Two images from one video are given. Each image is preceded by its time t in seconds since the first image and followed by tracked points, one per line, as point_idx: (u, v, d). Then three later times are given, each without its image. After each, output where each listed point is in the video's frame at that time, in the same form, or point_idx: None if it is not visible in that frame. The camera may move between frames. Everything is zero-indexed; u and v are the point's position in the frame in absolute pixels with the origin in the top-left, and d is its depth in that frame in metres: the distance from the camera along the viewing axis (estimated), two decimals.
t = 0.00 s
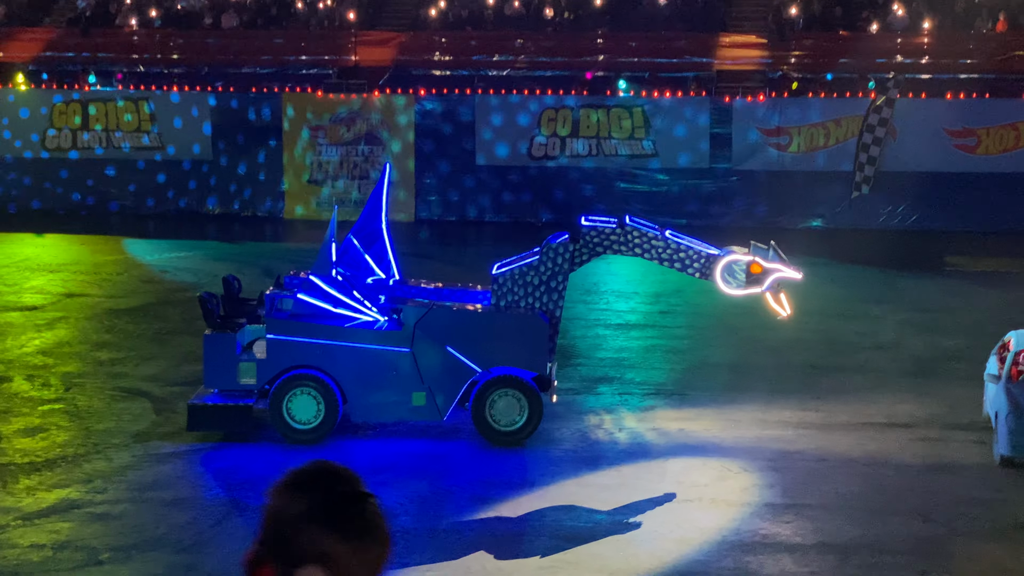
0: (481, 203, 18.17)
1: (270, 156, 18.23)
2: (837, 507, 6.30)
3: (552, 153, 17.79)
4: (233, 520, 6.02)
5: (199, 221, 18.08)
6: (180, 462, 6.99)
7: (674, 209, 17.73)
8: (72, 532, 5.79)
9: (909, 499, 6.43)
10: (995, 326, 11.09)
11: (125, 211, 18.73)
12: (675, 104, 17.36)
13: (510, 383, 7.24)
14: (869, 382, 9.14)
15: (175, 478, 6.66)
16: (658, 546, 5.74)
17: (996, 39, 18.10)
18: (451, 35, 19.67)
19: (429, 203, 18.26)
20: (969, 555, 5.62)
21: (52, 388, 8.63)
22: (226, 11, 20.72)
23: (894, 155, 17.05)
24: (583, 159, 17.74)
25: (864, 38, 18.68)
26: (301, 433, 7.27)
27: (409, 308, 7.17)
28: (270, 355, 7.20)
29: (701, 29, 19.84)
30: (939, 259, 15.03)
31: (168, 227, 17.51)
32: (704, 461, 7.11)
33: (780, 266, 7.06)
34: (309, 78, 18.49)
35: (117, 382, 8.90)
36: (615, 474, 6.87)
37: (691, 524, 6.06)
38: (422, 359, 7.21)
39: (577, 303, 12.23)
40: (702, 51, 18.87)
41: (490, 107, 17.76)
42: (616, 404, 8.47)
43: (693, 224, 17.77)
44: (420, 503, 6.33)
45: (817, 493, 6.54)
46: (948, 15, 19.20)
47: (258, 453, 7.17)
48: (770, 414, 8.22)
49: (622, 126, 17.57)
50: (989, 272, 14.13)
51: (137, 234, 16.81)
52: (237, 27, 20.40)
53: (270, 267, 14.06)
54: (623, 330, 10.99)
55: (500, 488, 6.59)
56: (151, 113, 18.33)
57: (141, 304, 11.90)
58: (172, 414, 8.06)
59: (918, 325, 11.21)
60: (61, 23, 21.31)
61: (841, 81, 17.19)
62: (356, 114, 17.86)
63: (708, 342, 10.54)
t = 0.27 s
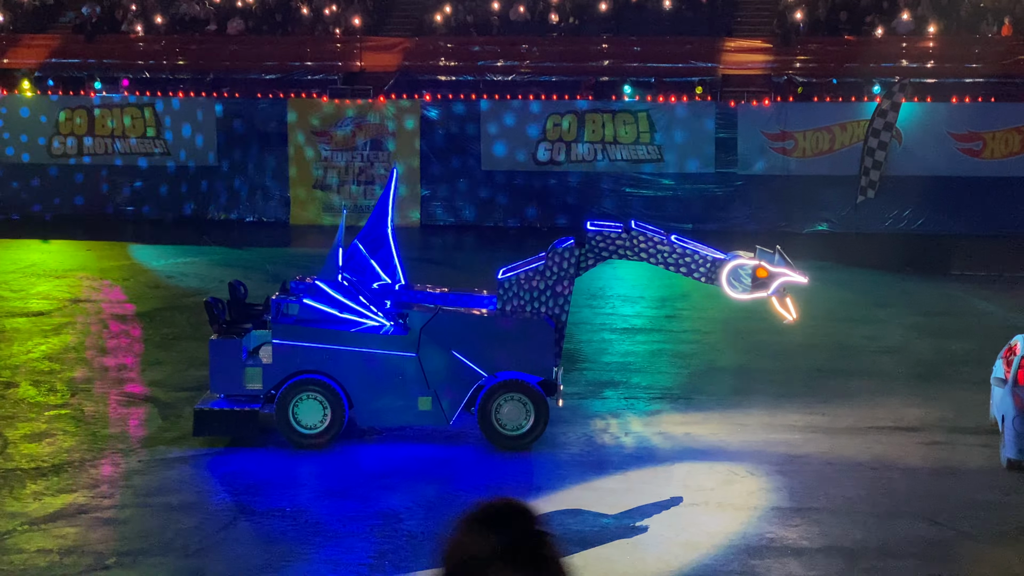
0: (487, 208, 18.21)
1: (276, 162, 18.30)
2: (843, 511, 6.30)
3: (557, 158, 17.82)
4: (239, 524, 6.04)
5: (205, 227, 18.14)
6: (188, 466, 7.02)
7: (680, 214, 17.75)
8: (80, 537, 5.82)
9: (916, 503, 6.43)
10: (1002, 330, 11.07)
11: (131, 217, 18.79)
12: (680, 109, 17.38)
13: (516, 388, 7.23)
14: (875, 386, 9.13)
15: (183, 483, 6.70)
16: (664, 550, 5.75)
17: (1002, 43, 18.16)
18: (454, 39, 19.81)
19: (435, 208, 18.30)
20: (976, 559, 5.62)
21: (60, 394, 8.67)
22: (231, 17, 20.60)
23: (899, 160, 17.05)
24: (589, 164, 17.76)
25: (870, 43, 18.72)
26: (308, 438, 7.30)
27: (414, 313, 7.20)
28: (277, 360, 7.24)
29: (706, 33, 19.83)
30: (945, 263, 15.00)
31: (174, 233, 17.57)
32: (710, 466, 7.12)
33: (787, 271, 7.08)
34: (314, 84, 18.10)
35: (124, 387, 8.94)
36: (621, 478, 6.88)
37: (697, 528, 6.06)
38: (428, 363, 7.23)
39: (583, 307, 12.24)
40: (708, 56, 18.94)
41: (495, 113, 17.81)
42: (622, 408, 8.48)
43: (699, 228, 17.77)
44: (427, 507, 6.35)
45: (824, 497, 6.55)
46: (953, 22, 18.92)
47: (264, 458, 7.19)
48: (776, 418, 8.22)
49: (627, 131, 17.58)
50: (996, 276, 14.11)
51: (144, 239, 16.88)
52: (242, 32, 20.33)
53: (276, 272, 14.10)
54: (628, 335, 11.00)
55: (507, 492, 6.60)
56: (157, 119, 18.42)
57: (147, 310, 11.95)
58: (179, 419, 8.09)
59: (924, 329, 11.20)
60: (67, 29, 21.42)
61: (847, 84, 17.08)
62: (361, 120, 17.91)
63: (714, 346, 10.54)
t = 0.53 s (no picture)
0: (490, 213, 18.22)
1: (279, 166, 18.33)
2: (848, 515, 6.29)
3: (561, 162, 17.84)
4: (243, 530, 6.04)
5: (208, 232, 18.17)
6: (191, 472, 7.02)
7: (683, 218, 17.74)
8: (84, 542, 5.82)
9: (920, 507, 6.42)
10: (1006, 334, 11.05)
11: (134, 221, 18.83)
12: (683, 113, 17.42)
13: (520, 392, 7.25)
14: (879, 390, 9.13)
15: (186, 488, 6.70)
16: (668, 555, 5.74)
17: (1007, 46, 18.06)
18: (458, 43, 19.87)
19: (438, 213, 18.32)
20: (980, 563, 5.61)
21: (62, 400, 8.67)
22: (233, 22, 20.55)
23: (903, 164, 17.02)
24: (592, 168, 17.77)
25: (873, 47, 18.78)
26: (312, 443, 7.32)
27: (417, 317, 7.20)
28: (280, 364, 7.24)
29: (709, 36, 19.82)
30: (948, 267, 14.98)
31: (178, 238, 17.60)
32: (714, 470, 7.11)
33: (790, 274, 7.04)
34: (318, 90, 18.52)
35: (127, 392, 8.95)
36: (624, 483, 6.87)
37: (702, 532, 6.06)
38: (431, 368, 7.23)
39: (587, 312, 12.24)
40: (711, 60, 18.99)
41: (498, 117, 17.79)
42: (626, 413, 8.48)
43: (702, 232, 17.76)
44: (431, 512, 6.35)
45: (828, 501, 6.54)
46: (956, 26, 18.87)
47: (268, 463, 7.20)
48: (780, 422, 8.22)
49: (630, 135, 17.58)
50: (999, 279, 14.09)
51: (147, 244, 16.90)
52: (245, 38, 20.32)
53: (279, 277, 14.11)
54: (632, 339, 11.00)
55: (511, 497, 6.60)
56: (160, 124, 18.47)
57: (150, 315, 11.96)
58: (182, 424, 8.10)
59: (928, 333, 11.19)
60: (70, 34, 21.50)
61: (850, 88, 17.29)
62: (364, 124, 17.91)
63: (718, 350, 10.54)
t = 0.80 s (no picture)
0: (491, 211, 18.22)
1: (281, 165, 18.34)
2: (849, 514, 6.29)
3: (562, 161, 17.84)
4: (244, 528, 6.04)
5: (209, 231, 18.17)
6: (193, 470, 7.03)
7: (684, 217, 17.74)
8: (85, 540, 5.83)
9: (921, 505, 6.42)
10: (1007, 332, 11.05)
11: (135, 220, 18.83)
12: (683, 112, 17.43)
13: (521, 391, 7.27)
14: (880, 388, 9.13)
15: (188, 486, 6.71)
16: (669, 553, 5.75)
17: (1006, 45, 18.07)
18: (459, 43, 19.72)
19: (439, 211, 18.31)
20: (981, 561, 5.61)
21: (63, 398, 8.68)
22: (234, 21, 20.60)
23: (904, 163, 17.00)
24: (593, 167, 17.78)
25: (875, 46, 18.59)
26: (314, 441, 7.33)
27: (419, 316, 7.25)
28: (282, 363, 7.25)
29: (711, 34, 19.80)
30: (949, 266, 14.97)
31: (179, 237, 17.61)
32: (715, 468, 7.11)
33: (791, 274, 7.12)
34: (320, 88, 18.55)
35: (128, 391, 8.96)
36: (626, 481, 6.88)
37: (703, 531, 6.06)
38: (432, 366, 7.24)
39: (588, 311, 12.23)
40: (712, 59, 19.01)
41: (499, 115, 17.83)
42: (627, 411, 8.48)
43: (703, 231, 17.74)
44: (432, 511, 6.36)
45: (829, 499, 6.54)
46: (959, 24, 18.90)
47: (269, 461, 7.20)
48: (782, 421, 8.22)
49: (631, 134, 17.57)
50: (1000, 278, 14.09)
51: (148, 243, 16.91)
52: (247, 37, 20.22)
53: (280, 275, 14.12)
54: (633, 338, 11.00)
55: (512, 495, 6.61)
56: (162, 123, 18.49)
57: (151, 313, 11.96)
58: (184, 422, 8.11)
59: (929, 331, 11.19)
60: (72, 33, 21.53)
61: (853, 89, 17.75)
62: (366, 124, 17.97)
63: (720, 349, 10.54)
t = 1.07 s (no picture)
0: (493, 213, 18.21)
1: (282, 167, 18.35)
2: (851, 516, 6.28)
3: (564, 163, 17.85)
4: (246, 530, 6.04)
5: (210, 232, 18.17)
6: (194, 473, 7.02)
7: (686, 218, 17.73)
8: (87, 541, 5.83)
9: (923, 507, 6.41)
10: (1009, 334, 11.04)
11: (137, 222, 18.85)
12: (685, 114, 17.39)
13: (523, 393, 7.27)
14: (882, 390, 9.12)
15: (189, 488, 6.71)
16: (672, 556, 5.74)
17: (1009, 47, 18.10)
18: (461, 44, 19.82)
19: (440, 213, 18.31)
20: (984, 563, 5.60)
21: (64, 400, 8.68)
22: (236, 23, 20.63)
23: (906, 164, 17.00)
24: (595, 169, 17.79)
25: (876, 48, 18.66)
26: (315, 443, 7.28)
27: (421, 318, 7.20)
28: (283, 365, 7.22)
29: (713, 37, 19.89)
30: (950, 267, 14.96)
31: (180, 238, 17.61)
32: (718, 470, 7.11)
33: (793, 275, 7.11)
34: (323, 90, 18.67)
35: (127, 393, 8.96)
36: (628, 483, 6.87)
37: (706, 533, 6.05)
38: (434, 369, 7.22)
39: (590, 312, 12.23)
40: (714, 62, 19.10)
41: (501, 117, 17.81)
42: (629, 413, 8.48)
43: (705, 232, 17.73)
44: (434, 512, 6.36)
45: (831, 502, 6.54)
46: (961, 25, 18.91)
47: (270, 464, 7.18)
48: (784, 423, 8.21)
49: (633, 136, 17.57)
50: (1001, 279, 14.08)
51: (150, 245, 16.91)
52: (250, 39, 20.33)
53: (282, 277, 14.13)
54: (636, 340, 10.99)
55: (514, 497, 6.61)
56: (164, 125, 18.51)
57: (152, 315, 11.97)
58: (184, 425, 8.12)
59: (931, 333, 11.18)
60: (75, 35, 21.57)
61: (853, 91, 17.64)
62: (369, 125, 17.98)
63: (722, 351, 10.54)
